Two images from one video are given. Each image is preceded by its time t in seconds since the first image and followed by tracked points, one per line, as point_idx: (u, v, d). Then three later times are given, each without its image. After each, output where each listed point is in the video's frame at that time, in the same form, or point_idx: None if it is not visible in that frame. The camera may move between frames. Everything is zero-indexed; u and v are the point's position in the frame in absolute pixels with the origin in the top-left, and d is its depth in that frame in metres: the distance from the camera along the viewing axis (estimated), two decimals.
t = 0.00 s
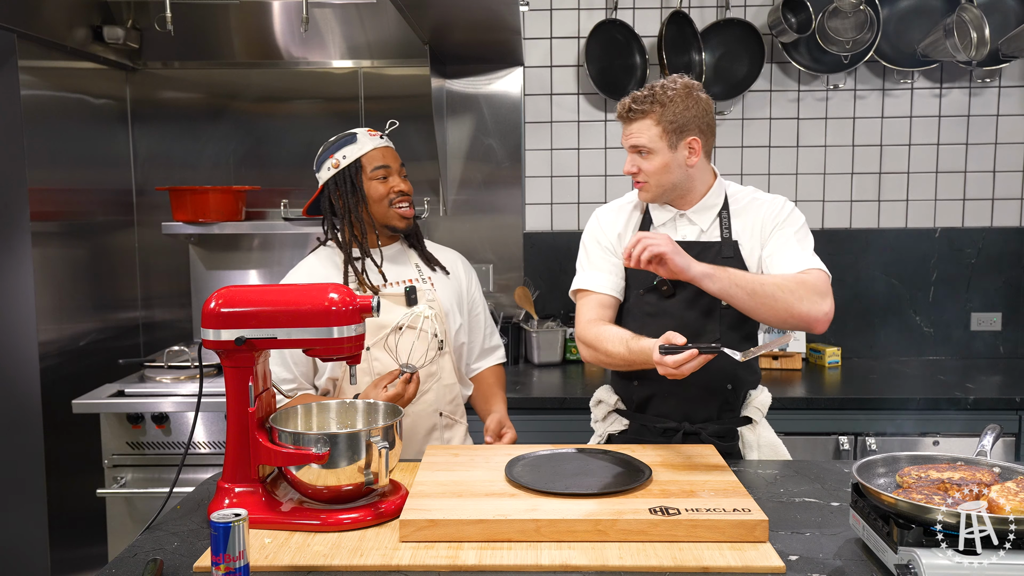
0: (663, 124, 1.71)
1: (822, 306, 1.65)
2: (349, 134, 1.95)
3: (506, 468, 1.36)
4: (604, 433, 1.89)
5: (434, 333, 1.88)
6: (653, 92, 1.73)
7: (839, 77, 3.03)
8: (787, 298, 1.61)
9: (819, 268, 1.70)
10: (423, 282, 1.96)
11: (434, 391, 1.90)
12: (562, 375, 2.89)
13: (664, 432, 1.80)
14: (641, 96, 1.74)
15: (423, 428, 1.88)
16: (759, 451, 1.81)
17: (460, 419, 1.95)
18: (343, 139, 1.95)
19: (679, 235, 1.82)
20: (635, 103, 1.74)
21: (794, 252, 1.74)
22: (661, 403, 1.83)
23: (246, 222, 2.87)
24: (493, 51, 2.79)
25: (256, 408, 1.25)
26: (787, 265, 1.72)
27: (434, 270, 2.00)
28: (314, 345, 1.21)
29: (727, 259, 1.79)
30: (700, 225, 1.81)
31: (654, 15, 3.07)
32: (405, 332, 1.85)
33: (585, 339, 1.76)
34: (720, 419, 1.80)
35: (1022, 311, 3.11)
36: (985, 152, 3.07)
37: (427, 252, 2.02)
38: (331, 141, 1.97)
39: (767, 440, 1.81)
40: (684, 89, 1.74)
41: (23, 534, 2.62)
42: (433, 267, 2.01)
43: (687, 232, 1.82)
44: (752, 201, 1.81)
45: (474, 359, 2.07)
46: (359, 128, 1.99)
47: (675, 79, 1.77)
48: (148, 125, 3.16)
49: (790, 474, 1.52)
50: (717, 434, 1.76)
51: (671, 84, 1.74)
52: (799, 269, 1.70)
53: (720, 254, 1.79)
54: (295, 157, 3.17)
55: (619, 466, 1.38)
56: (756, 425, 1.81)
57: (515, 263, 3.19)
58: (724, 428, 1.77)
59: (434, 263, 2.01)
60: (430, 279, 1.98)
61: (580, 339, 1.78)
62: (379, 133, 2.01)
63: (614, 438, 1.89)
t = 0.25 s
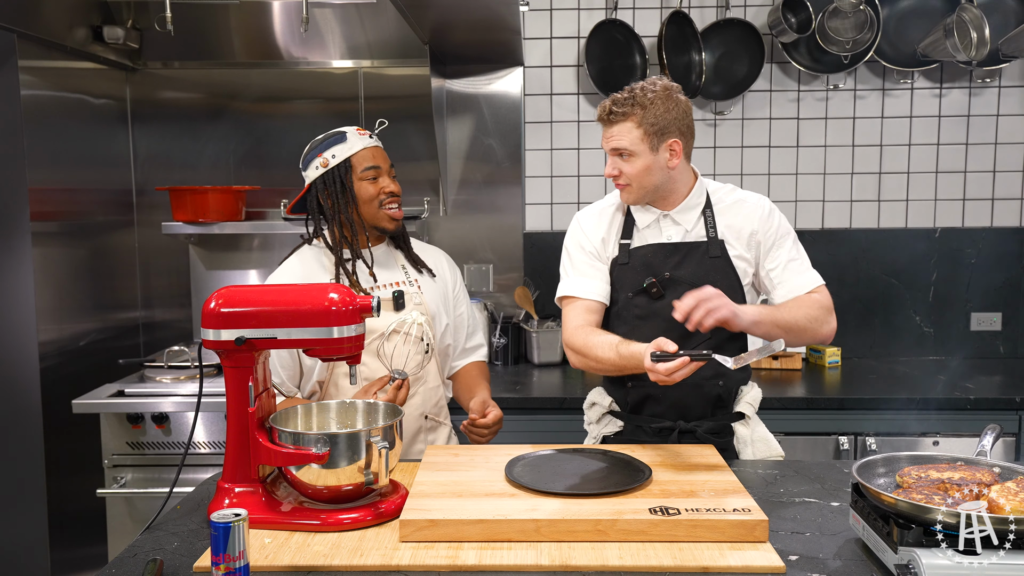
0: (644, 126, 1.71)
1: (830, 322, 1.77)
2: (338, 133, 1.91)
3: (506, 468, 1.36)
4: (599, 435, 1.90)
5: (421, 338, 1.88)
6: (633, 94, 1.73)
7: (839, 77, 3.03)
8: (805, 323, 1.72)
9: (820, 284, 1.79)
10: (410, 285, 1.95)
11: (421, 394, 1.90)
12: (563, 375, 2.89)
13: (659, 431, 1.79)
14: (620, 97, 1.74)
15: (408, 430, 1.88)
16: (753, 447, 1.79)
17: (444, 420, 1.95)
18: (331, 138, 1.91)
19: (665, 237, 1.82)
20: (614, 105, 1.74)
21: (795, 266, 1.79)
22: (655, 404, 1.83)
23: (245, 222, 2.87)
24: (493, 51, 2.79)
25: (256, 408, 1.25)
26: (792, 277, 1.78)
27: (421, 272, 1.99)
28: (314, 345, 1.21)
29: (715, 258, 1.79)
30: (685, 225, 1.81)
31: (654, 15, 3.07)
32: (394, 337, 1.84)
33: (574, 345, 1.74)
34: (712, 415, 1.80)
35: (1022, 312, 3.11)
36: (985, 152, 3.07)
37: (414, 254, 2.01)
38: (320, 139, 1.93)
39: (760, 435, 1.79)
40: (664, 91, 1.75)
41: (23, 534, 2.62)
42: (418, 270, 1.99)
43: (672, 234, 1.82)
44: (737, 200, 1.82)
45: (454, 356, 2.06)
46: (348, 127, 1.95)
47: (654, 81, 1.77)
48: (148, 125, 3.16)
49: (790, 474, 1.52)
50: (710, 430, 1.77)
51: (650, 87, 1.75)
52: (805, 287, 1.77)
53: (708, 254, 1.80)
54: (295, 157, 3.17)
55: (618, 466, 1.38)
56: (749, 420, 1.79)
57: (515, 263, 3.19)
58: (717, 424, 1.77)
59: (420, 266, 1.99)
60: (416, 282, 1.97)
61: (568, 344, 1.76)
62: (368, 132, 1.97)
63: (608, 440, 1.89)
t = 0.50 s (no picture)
0: (645, 129, 1.69)
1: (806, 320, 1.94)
2: (331, 137, 1.84)
3: (506, 468, 1.36)
4: (599, 435, 1.89)
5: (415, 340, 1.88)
6: (631, 95, 1.71)
7: (839, 77, 3.03)
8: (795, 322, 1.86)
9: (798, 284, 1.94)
10: (403, 288, 1.94)
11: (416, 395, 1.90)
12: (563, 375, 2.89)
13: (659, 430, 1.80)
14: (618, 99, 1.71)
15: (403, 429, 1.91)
16: (752, 441, 1.80)
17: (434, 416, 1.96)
18: (325, 142, 1.84)
19: (660, 237, 1.82)
20: (613, 107, 1.71)
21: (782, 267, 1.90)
22: (655, 403, 1.82)
23: (245, 222, 2.87)
24: (493, 51, 2.79)
25: (256, 407, 1.25)
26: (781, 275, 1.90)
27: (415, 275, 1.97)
28: (314, 345, 1.21)
29: (709, 255, 1.81)
30: (680, 224, 1.81)
31: (654, 15, 3.07)
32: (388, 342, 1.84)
33: (567, 350, 1.72)
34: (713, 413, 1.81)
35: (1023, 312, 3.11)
36: (985, 152, 3.07)
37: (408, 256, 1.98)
38: (312, 141, 1.85)
39: (759, 429, 1.81)
40: (659, 91, 1.73)
41: (23, 534, 2.62)
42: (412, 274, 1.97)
43: (667, 233, 1.82)
44: (726, 199, 1.85)
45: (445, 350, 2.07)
46: (342, 127, 1.87)
47: (647, 80, 1.75)
48: (148, 125, 3.16)
49: (790, 474, 1.52)
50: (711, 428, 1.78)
51: (647, 87, 1.73)
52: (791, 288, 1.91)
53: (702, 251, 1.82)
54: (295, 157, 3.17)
55: (618, 466, 1.38)
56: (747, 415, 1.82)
57: (515, 263, 3.19)
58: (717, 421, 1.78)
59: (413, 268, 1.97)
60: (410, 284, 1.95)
61: (561, 349, 1.74)
62: (364, 132, 1.90)
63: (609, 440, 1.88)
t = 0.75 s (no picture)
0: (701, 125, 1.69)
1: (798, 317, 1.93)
2: (333, 140, 1.78)
3: (506, 468, 1.36)
4: (605, 438, 1.88)
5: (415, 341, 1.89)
6: (684, 90, 1.68)
7: (839, 77, 3.03)
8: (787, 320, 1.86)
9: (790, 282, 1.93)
10: (403, 289, 1.93)
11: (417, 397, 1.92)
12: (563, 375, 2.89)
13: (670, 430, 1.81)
14: (677, 94, 1.66)
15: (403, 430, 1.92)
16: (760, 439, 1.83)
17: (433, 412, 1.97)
18: (326, 145, 1.78)
19: (662, 237, 1.82)
20: (681, 102, 1.64)
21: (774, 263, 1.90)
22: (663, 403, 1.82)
23: (245, 222, 2.87)
24: (493, 51, 2.79)
25: (256, 408, 1.25)
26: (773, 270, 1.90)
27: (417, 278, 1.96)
28: (314, 345, 1.21)
29: (710, 253, 1.82)
30: (681, 223, 1.82)
31: (654, 15, 3.07)
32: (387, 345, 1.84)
33: (568, 353, 1.70)
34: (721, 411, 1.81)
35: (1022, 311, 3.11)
36: (985, 152, 3.07)
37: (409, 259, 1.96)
38: (315, 141, 1.80)
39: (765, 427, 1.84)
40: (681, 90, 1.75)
41: (23, 534, 2.62)
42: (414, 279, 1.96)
43: (669, 232, 1.82)
44: (721, 195, 1.87)
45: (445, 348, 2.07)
46: (347, 130, 1.80)
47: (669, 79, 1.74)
48: (148, 125, 3.16)
49: (790, 474, 1.52)
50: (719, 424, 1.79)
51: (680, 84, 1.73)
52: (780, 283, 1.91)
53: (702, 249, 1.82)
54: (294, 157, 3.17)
55: (618, 466, 1.38)
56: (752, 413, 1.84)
57: (515, 263, 3.19)
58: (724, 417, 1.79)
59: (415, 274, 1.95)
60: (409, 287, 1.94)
61: (561, 352, 1.73)
62: (371, 134, 1.82)
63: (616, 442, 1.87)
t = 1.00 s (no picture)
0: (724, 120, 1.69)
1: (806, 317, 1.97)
2: (344, 146, 1.77)
3: (506, 468, 1.36)
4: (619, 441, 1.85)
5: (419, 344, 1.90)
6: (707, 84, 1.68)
7: (839, 78, 3.03)
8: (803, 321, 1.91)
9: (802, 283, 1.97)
10: (410, 292, 1.92)
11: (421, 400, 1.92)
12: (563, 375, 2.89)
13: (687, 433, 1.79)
14: (701, 87, 1.66)
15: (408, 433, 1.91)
16: (775, 440, 1.83)
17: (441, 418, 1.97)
18: (337, 149, 1.78)
19: (683, 237, 1.83)
20: (705, 94, 1.65)
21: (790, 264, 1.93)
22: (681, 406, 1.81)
23: (245, 222, 2.87)
24: (493, 51, 2.79)
25: (256, 408, 1.25)
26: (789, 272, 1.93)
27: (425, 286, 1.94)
28: (314, 345, 1.21)
29: (728, 254, 1.83)
30: (702, 223, 1.83)
31: (654, 15, 3.07)
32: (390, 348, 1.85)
33: (586, 352, 1.69)
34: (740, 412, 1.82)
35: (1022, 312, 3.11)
36: (985, 152, 3.07)
37: (418, 265, 1.96)
38: (330, 141, 1.80)
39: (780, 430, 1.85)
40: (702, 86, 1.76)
41: (23, 534, 2.62)
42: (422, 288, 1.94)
43: (689, 233, 1.83)
44: (739, 197, 1.89)
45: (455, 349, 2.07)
46: (363, 137, 1.78)
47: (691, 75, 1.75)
48: (148, 125, 3.16)
49: (790, 474, 1.52)
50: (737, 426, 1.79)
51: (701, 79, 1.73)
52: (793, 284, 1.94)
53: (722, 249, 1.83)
54: (295, 156, 3.17)
55: (619, 466, 1.38)
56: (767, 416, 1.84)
57: (514, 263, 3.19)
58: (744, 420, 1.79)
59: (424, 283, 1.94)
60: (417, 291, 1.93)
61: (578, 351, 1.71)
62: (385, 145, 1.80)
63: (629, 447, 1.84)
